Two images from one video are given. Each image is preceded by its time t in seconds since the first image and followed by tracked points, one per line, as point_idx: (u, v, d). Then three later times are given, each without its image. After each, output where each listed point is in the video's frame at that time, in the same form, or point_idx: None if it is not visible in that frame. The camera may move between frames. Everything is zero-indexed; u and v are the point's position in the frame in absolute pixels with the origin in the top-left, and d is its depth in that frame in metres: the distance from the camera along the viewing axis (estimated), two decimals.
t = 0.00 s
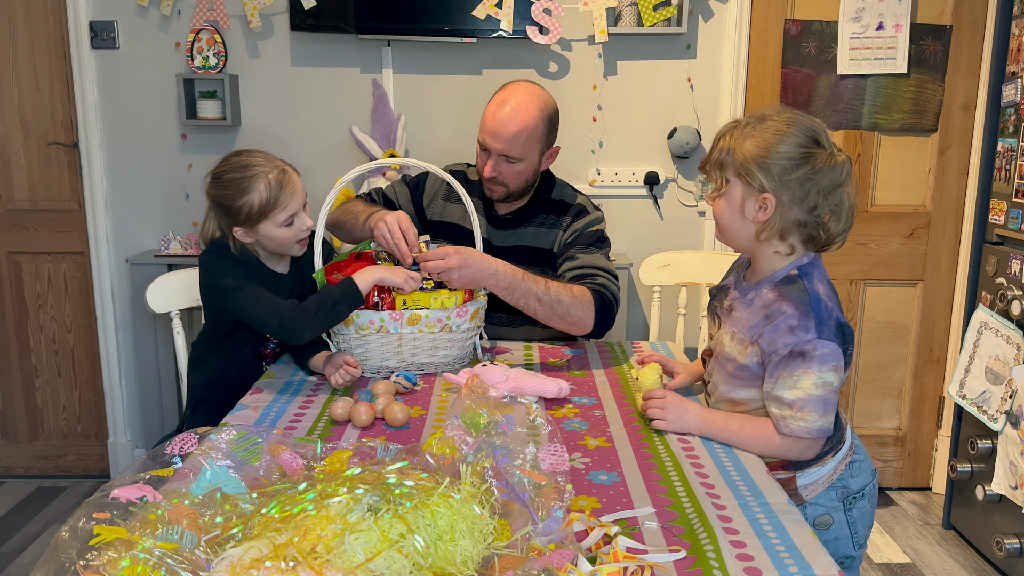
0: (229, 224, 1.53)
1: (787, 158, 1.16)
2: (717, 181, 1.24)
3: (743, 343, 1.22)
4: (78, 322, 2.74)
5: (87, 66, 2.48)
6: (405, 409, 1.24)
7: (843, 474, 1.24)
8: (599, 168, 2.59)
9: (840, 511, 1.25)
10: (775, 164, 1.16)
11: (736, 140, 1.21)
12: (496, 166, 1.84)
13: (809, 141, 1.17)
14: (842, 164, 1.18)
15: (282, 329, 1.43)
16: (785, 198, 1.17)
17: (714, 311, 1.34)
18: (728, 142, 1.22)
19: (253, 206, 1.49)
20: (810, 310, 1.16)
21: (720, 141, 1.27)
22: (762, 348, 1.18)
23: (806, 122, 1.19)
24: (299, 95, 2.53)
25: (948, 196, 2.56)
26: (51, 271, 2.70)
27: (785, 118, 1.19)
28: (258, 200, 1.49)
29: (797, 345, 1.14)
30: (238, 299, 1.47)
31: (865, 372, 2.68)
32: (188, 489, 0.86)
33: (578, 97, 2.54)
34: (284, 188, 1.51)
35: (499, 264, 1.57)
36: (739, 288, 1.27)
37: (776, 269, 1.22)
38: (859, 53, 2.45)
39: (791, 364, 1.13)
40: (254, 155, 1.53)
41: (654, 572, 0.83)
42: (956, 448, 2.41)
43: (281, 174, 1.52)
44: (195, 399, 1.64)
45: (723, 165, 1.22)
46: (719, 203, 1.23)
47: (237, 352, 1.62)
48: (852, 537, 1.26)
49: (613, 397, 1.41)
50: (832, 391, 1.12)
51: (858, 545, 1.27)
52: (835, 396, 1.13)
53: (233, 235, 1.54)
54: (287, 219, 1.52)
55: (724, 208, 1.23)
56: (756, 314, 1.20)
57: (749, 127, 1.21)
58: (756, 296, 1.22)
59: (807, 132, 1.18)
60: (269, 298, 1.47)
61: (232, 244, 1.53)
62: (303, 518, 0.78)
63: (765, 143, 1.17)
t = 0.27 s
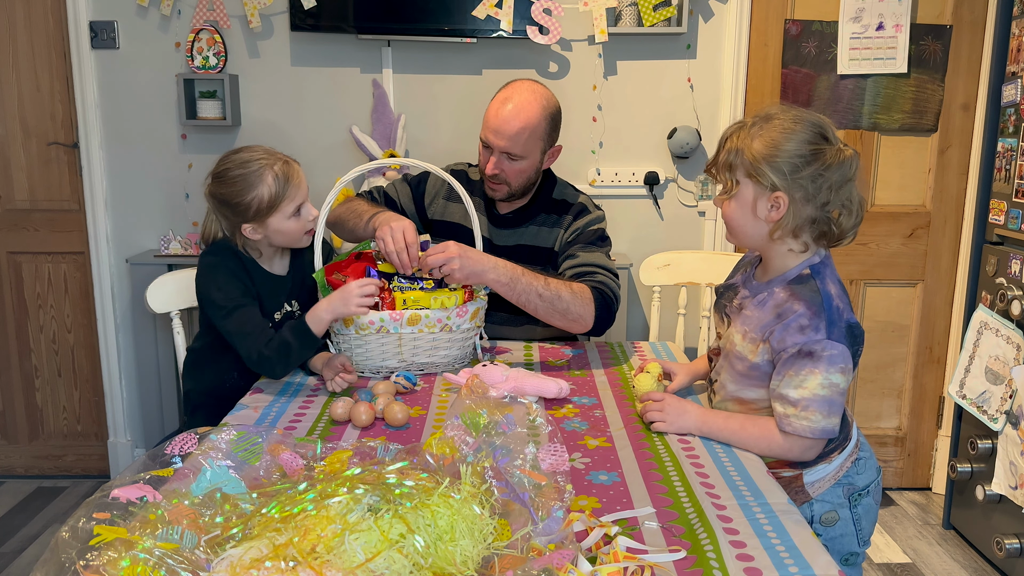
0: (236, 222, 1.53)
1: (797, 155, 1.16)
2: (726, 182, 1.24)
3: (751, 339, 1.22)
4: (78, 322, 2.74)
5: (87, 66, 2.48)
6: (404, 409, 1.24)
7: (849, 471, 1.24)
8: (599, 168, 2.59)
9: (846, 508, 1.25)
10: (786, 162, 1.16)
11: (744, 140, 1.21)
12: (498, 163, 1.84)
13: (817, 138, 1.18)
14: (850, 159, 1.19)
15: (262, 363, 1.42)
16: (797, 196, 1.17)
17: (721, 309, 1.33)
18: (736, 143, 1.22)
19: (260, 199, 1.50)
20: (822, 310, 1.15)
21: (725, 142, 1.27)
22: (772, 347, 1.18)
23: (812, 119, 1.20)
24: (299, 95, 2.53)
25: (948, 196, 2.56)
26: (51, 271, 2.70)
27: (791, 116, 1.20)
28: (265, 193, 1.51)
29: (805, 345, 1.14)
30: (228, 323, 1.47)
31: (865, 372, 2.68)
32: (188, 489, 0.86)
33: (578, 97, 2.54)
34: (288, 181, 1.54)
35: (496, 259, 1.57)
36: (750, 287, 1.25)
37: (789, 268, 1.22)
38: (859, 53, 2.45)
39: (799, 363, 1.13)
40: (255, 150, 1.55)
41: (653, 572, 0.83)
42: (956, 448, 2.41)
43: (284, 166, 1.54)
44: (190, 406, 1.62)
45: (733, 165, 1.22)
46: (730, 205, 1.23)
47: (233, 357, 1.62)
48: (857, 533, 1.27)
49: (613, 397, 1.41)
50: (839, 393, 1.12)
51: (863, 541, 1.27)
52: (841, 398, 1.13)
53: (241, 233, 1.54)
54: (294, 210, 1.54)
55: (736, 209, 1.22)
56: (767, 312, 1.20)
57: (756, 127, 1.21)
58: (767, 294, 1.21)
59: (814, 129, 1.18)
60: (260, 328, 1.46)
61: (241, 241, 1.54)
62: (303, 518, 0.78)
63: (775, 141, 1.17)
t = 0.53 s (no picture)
0: (234, 218, 1.54)
1: (801, 155, 1.16)
2: (729, 183, 1.24)
3: (759, 340, 1.22)
4: (78, 322, 2.74)
5: (87, 66, 2.48)
6: (405, 409, 1.24)
7: (850, 473, 1.24)
8: (599, 168, 2.59)
9: (846, 510, 1.25)
10: (790, 162, 1.17)
11: (746, 140, 1.21)
12: (497, 164, 1.84)
13: (820, 136, 1.18)
14: (853, 157, 1.19)
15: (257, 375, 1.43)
16: (802, 195, 1.17)
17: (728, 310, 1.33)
18: (738, 143, 1.22)
19: (260, 195, 1.52)
20: (832, 312, 1.15)
21: (726, 142, 1.27)
22: (781, 350, 1.18)
23: (814, 118, 1.20)
24: (299, 95, 2.53)
25: (948, 196, 2.55)
26: (51, 271, 2.70)
27: (794, 115, 1.20)
28: (264, 189, 1.53)
29: (814, 348, 1.13)
30: (230, 331, 1.49)
31: (865, 372, 2.68)
32: (188, 489, 0.86)
33: (578, 97, 2.54)
34: (287, 177, 1.56)
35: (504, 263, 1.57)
36: (756, 291, 1.26)
37: (797, 270, 1.21)
38: (859, 53, 2.45)
39: (806, 366, 1.13)
40: (253, 147, 1.56)
41: (653, 572, 0.83)
42: (956, 448, 2.41)
43: (282, 163, 1.56)
44: (186, 410, 1.62)
45: (735, 166, 1.21)
46: (735, 206, 1.23)
47: (231, 362, 1.62)
48: (857, 534, 1.27)
49: (613, 397, 1.41)
50: (846, 397, 1.12)
51: (863, 542, 1.28)
52: (847, 402, 1.12)
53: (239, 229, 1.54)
54: (293, 207, 1.56)
55: (739, 209, 1.22)
56: (777, 316, 1.20)
57: (758, 127, 1.21)
58: (779, 295, 1.21)
59: (816, 127, 1.19)
60: (258, 340, 1.47)
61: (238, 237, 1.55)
62: (303, 518, 0.78)
63: (778, 141, 1.17)
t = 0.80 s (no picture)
0: (234, 216, 1.52)
1: (808, 156, 1.16)
2: (735, 183, 1.24)
3: (762, 342, 1.22)
4: (78, 322, 2.74)
5: (87, 66, 2.48)
6: (405, 409, 1.24)
7: (850, 477, 1.24)
8: (599, 168, 2.59)
9: (845, 512, 1.25)
10: (796, 163, 1.16)
11: (753, 140, 1.21)
12: (513, 169, 1.84)
13: (828, 138, 1.18)
14: (861, 160, 1.19)
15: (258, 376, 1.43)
16: (808, 197, 1.17)
17: (730, 309, 1.33)
18: (745, 143, 1.22)
19: (260, 198, 1.49)
20: (836, 314, 1.15)
21: (733, 142, 1.27)
22: (784, 352, 1.18)
23: (822, 119, 1.19)
24: (299, 95, 2.53)
25: (948, 196, 2.55)
26: (51, 271, 2.70)
27: (802, 116, 1.20)
28: (266, 193, 1.49)
29: (816, 350, 1.13)
30: (234, 330, 1.49)
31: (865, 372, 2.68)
32: (188, 489, 0.86)
33: (578, 97, 2.54)
34: (293, 185, 1.52)
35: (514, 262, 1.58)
36: (757, 291, 1.26)
37: (802, 272, 1.21)
38: (859, 53, 2.45)
39: (808, 368, 1.13)
40: (267, 150, 1.54)
41: (653, 572, 0.83)
42: (956, 448, 2.41)
43: (293, 171, 1.53)
44: (184, 411, 1.62)
45: (742, 166, 1.21)
46: (739, 206, 1.22)
47: (234, 360, 1.63)
48: (856, 536, 1.26)
49: (613, 397, 1.41)
50: (847, 400, 1.12)
51: (862, 544, 1.27)
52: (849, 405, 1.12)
53: (238, 227, 1.52)
54: (292, 216, 1.51)
55: (745, 210, 1.22)
56: (780, 318, 1.20)
57: (765, 127, 1.21)
58: (781, 297, 1.21)
59: (824, 129, 1.18)
60: (263, 341, 1.47)
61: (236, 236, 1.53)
62: (303, 518, 0.78)
63: (785, 142, 1.17)
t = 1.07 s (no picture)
0: (240, 216, 1.51)
1: (806, 160, 1.16)
2: (732, 183, 1.23)
3: (756, 346, 1.22)
4: (78, 322, 2.74)
5: (87, 66, 2.48)
6: (405, 410, 1.24)
7: (845, 479, 1.23)
8: (599, 168, 2.59)
9: (841, 515, 1.25)
10: (794, 166, 1.16)
11: (753, 141, 1.20)
12: (523, 170, 1.82)
13: (828, 142, 1.17)
14: (860, 165, 1.18)
15: (261, 376, 1.44)
16: (805, 201, 1.17)
17: (723, 309, 1.32)
18: (744, 143, 1.21)
19: (270, 202, 1.48)
20: (828, 316, 1.15)
21: (733, 141, 1.26)
22: (777, 355, 1.18)
23: (823, 122, 1.18)
24: (299, 95, 2.53)
25: (948, 196, 2.55)
26: (51, 271, 2.70)
27: (803, 118, 1.18)
28: (275, 197, 1.48)
29: (810, 353, 1.13)
30: (240, 330, 1.49)
31: (865, 372, 2.68)
32: (188, 489, 0.86)
33: (578, 97, 2.54)
34: (302, 190, 1.51)
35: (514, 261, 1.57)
36: (752, 291, 1.26)
37: (795, 273, 1.21)
38: (859, 53, 2.45)
39: (803, 372, 1.12)
40: (276, 153, 1.53)
41: (654, 572, 0.83)
42: (956, 448, 2.41)
43: (302, 176, 1.52)
44: (184, 414, 1.62)
45: (740, 166, 1.21)
46: (736, 206, 1.22)
47: (235, 361, 1.62)
48: (852, 537, 1.26)
49: (613, 397, 1.41)
50: (842, 402, 1.12)
51: (858, 545, 1.26)
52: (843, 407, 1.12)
53: (243, 226, 1.52)
54: (299, 221, 1.51)
55: (741, 211, 1.22)
56: (772, 321, 1.20)
57: (765, 128, 1.20)
58: (773, 300, 1.21)
59: (824, 132, 1.17)
60: (269, 341, 1.48)
61: (239, 238, 1.53)
62: (303, 518, 0.78)
63: (784, 145, 1.16)
